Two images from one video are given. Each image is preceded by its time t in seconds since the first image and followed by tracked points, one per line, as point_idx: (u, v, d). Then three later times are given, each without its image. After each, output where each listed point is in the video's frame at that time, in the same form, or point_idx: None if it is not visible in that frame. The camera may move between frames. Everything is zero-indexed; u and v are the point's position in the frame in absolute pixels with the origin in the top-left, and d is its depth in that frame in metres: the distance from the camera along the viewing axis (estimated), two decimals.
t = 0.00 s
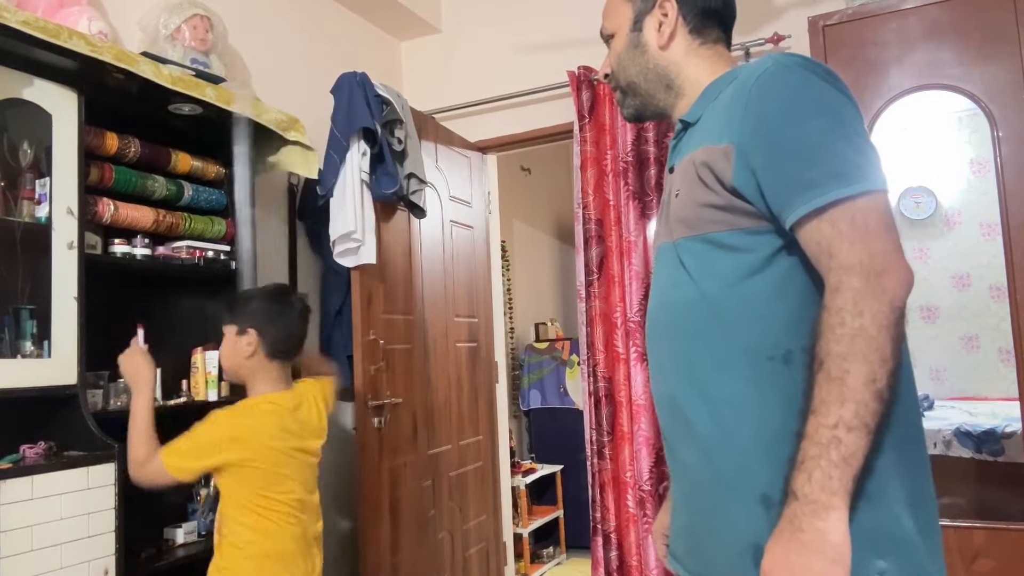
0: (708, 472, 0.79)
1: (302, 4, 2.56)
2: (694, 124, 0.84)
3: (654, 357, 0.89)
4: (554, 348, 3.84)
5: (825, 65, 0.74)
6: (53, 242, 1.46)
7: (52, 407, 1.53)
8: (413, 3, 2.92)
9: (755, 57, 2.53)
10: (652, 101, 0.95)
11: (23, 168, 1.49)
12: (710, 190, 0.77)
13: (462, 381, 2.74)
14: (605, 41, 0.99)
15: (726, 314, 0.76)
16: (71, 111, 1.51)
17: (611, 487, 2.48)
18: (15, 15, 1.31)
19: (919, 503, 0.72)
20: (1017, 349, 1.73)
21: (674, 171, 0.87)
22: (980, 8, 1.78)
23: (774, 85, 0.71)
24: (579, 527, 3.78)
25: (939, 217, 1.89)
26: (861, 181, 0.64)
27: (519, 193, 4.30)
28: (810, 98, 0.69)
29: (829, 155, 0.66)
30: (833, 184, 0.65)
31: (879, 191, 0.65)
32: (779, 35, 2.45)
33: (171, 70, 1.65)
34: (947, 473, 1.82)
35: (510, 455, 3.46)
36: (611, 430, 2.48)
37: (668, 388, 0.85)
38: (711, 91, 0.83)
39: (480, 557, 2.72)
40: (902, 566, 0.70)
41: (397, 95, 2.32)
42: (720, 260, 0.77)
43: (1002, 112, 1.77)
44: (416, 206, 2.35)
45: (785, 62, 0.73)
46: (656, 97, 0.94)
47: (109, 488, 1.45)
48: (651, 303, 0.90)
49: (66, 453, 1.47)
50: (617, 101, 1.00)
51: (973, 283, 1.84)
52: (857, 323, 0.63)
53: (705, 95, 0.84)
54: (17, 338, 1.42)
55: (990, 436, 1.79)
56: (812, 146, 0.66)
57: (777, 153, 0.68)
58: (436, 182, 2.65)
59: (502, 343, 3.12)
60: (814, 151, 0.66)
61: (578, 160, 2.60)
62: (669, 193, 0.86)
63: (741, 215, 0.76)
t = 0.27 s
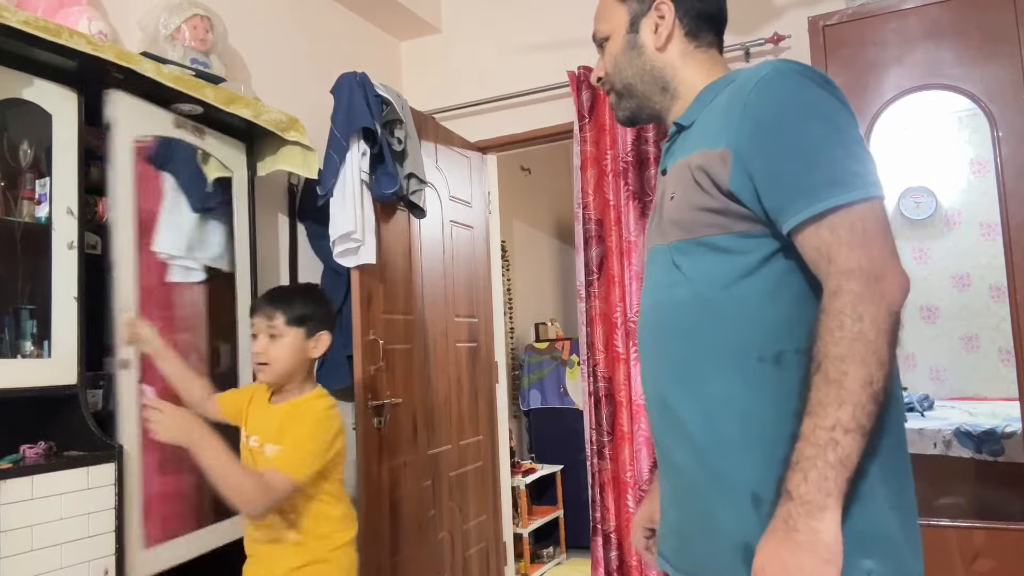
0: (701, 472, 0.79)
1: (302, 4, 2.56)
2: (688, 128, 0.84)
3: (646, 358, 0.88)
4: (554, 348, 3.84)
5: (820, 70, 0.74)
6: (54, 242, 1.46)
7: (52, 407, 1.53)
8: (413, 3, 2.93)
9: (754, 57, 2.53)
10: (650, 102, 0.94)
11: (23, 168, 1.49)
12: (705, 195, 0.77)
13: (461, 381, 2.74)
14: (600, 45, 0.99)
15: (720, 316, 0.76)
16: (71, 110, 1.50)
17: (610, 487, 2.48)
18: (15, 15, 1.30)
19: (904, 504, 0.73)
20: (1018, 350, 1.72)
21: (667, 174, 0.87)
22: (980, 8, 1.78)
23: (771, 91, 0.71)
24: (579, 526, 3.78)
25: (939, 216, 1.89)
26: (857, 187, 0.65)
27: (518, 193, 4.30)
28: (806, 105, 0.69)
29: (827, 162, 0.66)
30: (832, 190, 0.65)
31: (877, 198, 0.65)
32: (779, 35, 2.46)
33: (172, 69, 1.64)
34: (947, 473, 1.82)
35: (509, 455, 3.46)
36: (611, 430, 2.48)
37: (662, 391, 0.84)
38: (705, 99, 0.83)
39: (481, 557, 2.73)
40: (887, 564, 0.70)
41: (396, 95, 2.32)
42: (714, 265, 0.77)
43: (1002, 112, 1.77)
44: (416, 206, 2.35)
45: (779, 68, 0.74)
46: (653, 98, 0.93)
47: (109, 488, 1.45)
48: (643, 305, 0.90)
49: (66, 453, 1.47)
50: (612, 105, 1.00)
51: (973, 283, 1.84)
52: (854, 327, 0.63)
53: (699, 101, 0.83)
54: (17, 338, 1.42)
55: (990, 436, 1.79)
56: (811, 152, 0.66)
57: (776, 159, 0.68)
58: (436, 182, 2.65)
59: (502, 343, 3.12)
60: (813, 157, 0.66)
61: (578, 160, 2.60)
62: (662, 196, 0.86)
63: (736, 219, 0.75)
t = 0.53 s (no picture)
0: (697, 474, 0.79)
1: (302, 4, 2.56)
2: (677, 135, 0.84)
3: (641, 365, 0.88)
4: (554, 348, 3.84)
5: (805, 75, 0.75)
6: (53, 242, 1.46)
7: (52, 407, 1.52)
8: (413, 3, 2.93)
9: (754, 57, 2.54)
10: (638, 114, 0.94)
11: (23, 168, 1.49)
12: (697, 203, 0.77)
13: (461, 381, 2.74)
14: (581, 63, 0.99)
15: (716, 321, 0.76)
16: (71, 110, 1.52)
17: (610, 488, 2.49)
18: (15, 16, 1.30)
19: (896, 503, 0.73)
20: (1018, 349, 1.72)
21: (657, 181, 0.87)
22: (980, 8, 1.78)
23: (760, 96, 0.71)
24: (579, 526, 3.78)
25: (939, 216, 1.89)
26: (851, 190, 0.65)
27: (518, 193, 4.30)
28: (797, 109, 0.69)
29: (821, 165, 0.66)
30: (827, 193, 0.65)
31: (870, 201, 0.66)
32: (779, 35, 2.46)
33: (171, 70, 1.64)
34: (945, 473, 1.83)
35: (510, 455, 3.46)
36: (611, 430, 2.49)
37: (656, 396, 0.84)
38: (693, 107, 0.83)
39: (480, 558, 2.73)
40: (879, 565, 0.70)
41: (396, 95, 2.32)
42: (708, 269, 0.77)
43: (1002, 112, 1.77)
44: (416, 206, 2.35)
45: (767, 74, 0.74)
46: (641, 109, 0.93)
47: (109, 488, 1.45)
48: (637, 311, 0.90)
49: (66, 453, 1.47)
50: (600, 120, 0.99)
51: (973, 283, 1.84)
52: (855, 326, 0.63)
53: (686, 110, 0.84)
54: (17, 338, 1.42)
55: (990, 436, 1.80)
56: (804, 156, 0.67)
57: (769, 165, 0.68)
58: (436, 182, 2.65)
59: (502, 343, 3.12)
60: (807, 160, 0.66)
61: (578, 160, 2.60)
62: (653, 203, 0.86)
63: (729, 225, 0.75)
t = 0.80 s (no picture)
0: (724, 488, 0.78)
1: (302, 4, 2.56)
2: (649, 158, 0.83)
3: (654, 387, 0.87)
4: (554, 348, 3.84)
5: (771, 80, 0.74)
6: (53, 243, 1.46)
7: (52, 408, 1.52)
8: (413, 3, 2.93)
9: (754, 57, 2.54)
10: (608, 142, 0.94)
11: (23, 168, 1.49)
12: (686, 225, 0.77)
13: (461, 380, 2.74)
14: (548, 95, 0.99)
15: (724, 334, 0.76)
16: (71, 109, 1.52)
17: (611, 488, 2.49)
18: (15, 16, 1.30)
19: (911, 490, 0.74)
20: (1018, 349, 1.72)
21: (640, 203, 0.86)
22: (980, 8, 1.78)
23: (733, 114, 0.71)
24: (580, 526, 3.78)
25: (939, 216, 1.90)
26: (839, 198, 0.66)
27: (518, 193, 4.30)
28: (771, 125, 0.69)
29: (806, 178, 0.66)
30: (816, 206, 0.65)
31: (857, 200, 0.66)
32: (779, 35, 2.46)
33: (171, 70, 1.64)
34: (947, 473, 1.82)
35: (510, 455, 3.46)
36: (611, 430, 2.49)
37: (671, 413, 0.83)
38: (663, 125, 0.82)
39: (481, 558, 2.72)
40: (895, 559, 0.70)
41: (396, 94, 2.32)
42: (710, 285, 0.77)
43: (1002, 112, 1.77)
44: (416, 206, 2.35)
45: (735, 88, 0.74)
46: (610, 136, 0.93)
47: (109, 488, 1.45)
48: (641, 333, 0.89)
49: (65, 453, 1.47)
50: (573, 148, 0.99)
51: (973, 284, 1.84)
52: (835, 325, 0.63)
53: (655, 131, 0.83)
54: (17, 338, 1.42)
55: (989, 435, 1.80)
56: (788, 173, 0.67)
57: (754, 182, 0.68)
58: (436, 182, 2.65)
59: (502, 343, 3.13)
60: (791, 176, 0.67)
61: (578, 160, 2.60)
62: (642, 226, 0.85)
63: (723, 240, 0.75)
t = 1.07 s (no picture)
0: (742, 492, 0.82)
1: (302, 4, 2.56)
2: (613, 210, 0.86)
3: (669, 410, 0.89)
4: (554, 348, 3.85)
5: (710, 133, 0.75)
6: (53, 242, 1.46)
7: (52, 408, 1.52)
8: (413, 3, 2.93)
9: (754, 57, 2.54)
10: (573, 184, 0.96)
11: (23, 168, 1.49)
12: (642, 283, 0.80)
13: (461, 380, 2.74)
14: (504, 139, 1.00)
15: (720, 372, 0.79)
16: (72, 109, 1.52)
17: (611, 488, 2.49)
18: (15, 16, 1.30)
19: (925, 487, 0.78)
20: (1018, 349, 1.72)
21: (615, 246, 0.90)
22: (980, 8, 1.78)
23: (658, 185, 0.73)
24: (580, 526, 3.78)
25: (939, 216, 1.90)
26: (751, 276, 0.68)
27: (519, 193, 4.30)
28: (693, 196, 0.70)
29: (724, 255, 0.68)
30: (728, 284, 0.67)
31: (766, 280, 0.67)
32: (779, 35, 2.46)
33: (171, 70, 1.64)
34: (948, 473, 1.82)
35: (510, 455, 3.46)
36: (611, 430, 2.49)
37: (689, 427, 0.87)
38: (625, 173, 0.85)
39: (481, 558, 2.72)
40: (913, 557, 0.75)
41: (396, 94, 2.32)
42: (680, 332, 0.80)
43: (1002, 112, 1.77)
44: (416, 206, 2.35)
45: (673, 147, 0.75)
46: (574, 180, 0.95)
47: (109, 488, 1.45)
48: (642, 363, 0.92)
49: (65, 453, 1.47)
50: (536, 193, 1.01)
51: (973, 284, 1.85)
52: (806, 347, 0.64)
53: (619, 175, 0.85)
54: (17, 338, 1.42)
55: (990, 436, 1.79)
56: (707, 249, 0.69)
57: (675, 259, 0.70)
58: (436, 182, 2.65)
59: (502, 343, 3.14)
60: (710, 252, 0.69)
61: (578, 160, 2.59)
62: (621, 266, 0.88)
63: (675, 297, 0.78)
